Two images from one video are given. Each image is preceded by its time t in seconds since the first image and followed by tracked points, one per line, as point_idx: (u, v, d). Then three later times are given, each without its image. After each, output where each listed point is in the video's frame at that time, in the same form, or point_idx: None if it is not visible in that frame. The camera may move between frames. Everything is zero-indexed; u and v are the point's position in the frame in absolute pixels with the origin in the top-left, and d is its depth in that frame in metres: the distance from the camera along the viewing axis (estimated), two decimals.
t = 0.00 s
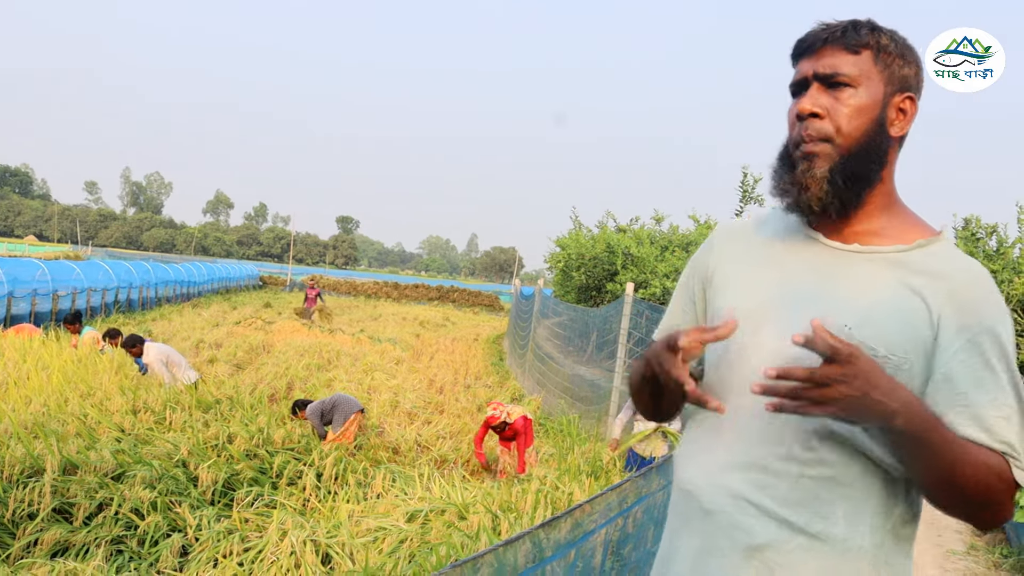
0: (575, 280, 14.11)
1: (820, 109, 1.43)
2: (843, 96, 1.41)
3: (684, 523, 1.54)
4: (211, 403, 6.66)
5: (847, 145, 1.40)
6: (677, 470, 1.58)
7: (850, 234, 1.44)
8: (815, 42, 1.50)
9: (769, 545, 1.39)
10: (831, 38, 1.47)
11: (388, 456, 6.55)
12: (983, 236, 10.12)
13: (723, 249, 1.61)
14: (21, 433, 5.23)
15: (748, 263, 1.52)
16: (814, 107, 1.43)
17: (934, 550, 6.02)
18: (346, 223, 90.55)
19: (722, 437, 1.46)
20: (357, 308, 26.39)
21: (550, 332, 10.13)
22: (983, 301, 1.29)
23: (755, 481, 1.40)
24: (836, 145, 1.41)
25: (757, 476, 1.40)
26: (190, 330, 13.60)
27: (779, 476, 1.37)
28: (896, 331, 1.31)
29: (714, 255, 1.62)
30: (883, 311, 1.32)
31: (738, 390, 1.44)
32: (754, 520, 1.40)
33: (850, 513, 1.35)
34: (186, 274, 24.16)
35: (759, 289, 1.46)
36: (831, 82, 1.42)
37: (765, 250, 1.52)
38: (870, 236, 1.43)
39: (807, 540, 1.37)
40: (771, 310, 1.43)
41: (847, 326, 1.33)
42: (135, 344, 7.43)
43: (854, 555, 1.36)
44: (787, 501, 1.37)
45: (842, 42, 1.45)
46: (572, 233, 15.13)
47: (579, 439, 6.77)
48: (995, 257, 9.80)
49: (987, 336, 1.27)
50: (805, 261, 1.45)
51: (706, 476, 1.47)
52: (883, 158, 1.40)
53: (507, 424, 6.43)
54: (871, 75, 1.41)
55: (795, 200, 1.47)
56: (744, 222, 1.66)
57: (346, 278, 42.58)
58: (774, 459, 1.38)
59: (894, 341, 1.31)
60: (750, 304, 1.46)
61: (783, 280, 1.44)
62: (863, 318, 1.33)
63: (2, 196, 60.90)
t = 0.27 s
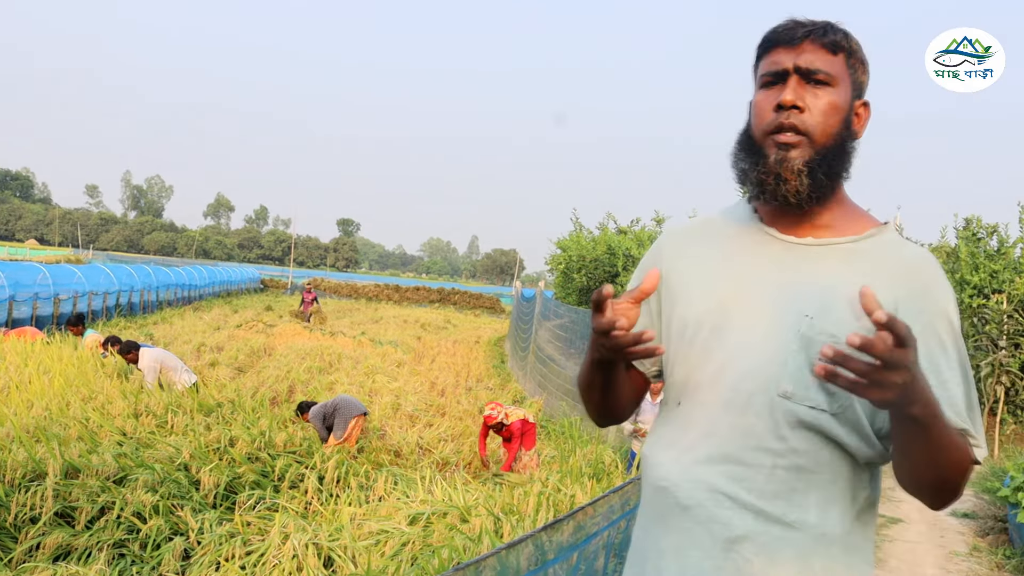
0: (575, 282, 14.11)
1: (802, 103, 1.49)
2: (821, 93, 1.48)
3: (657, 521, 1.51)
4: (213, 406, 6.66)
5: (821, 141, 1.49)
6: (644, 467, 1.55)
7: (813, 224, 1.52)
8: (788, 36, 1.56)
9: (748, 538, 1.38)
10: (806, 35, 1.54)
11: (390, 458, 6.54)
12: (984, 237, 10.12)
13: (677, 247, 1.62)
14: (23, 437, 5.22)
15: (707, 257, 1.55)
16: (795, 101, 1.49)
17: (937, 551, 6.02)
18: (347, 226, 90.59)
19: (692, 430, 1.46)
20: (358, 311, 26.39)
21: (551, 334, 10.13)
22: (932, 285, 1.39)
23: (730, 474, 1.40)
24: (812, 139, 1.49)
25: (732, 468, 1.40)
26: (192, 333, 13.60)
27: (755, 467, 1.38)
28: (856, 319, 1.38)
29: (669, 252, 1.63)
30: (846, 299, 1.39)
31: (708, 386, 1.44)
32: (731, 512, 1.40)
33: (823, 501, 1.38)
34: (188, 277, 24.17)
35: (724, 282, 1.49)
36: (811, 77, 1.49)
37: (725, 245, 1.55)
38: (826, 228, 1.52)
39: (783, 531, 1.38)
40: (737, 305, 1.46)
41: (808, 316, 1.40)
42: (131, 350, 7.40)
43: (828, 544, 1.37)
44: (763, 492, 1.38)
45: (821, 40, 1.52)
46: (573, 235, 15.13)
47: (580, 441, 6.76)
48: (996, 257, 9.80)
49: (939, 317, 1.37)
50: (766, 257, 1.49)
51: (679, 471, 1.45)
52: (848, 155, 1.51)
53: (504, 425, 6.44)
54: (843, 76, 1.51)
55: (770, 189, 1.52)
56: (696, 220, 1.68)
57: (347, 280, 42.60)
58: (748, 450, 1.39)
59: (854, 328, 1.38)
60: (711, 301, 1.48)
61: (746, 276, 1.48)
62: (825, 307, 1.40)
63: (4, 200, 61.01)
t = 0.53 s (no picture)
0: (584, 280, 14.09)
1: (773, 100, 1.48)
2: (792, 89, 1.48)
3: (641, 517, 1.51)
4: (222, 403, 6.67)
5: (795, 137, 1.48)
6: (626, 466, 1.56)
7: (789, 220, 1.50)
8: (751, 34, 1.55)
9: (729, 534, 1.38)
10: (770, 33, 1.53)
11: (399, 456, 6.54)
12: (995, 234, 10.05)
13: (648, 248, 1.60)
14: (34, 434, 5.25)
15: (677, 258, 1.53)
16: (768, 98, 1.48)
17: (947, 549, 5.97)
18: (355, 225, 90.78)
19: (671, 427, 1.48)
20: (367, 309, 26.44)
21: (559, 332, 10.11)
22: (900, 279, 1.38)
23: (710, 470, 1.41)
24: (785, 136, 1.49)
25: (713, 464, 1.41)
26: (201, 330, 13.65)
27: (735, 463, 1.39)
28: (826, 316, 1.38)
29: (640, 254, 1.61)
30: (816, 296, 1.39)
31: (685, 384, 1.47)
32: (713, 509, 1.40)
33: (800, 496, 1.39)
34: (197, 275, 24.27)
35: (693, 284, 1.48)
36: (780, 74, 1.48)
37: (695, 244, 1.53)
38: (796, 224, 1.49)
39: (763, 527, 1.38)
40: (709, 305, 1.45)
41: (781, 315, 1.40)
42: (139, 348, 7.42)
43: (807, 539, 1.38)
44: (742, 489, 1.39)
45: (785, 36, 1.51)
46: (582, 232, 15.11)
47: (588, 439, 6.74)
48: (1008, 254, 9.72)
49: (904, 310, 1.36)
50: (738, 255, 1.47)
51: (662, 469, 1.47)
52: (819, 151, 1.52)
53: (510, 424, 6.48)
54: (809, 72, 1.51)
55: (748, 188, 1.49)
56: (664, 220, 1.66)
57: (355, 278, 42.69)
58: (727, 445, 1.40)
59: (825, 325, 1.38)
60: (684, 304, 1.47)
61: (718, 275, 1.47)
62: (797, 305, 1.39)
63: (16, 199, 61.49)
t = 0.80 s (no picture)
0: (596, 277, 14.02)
1: (745, 104, 1.58)
2: (762, 92, 1.57)
3: (633, 515, 1.54)
4: (236, 401, 6.69)
5: (768, 137, 1.58)
6: (618, 463, 1.59)
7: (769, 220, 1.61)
8: (717, 42, 1.64)
9: (723, 530, 1.44)
10: (735, 38, 1.62)
11: (412, 453, 6.54)
12: (1011, 229, 9.92)
13: (634, 247, 1.67)
14: (49, 431, 5.28)
15: (668, 256, 1.60)
16: (740, 103, 1.57)
17: (962, 547, 5.89)
18: (367, 222, 91.08)
19: (668, 424, 1.52)
20: (379, 306, 26.48)
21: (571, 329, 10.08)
22: (881, 275, 1.50)
23: (705, 467, 1.47)
24: (759, 138, 1.58)
25: (708, 461, 1.47)
26: (214, 328, 13.70)
27: (729, 459, 1.46)
28: (814, 309, 1.47)
29: (630, 255, 1.66)
30: (804, 291, 1.48)
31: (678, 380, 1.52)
32: (708, 505, 1.46)
33: (789, 490, 1.48)
34: (210, 273, 24.38)
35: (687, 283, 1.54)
36: (749, 78, 1.58)
37: (686, 243, 1.60)
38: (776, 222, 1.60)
39: (756, 521, 1.45)
40: (702, 301, 1.52)
41: (771, 309, 1.48)
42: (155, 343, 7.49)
43: (795, 531, 1.47)
44: (736, 484, 1.45)
45: (750, 41, 1.61)
46: (594, 229, 15.04)
47: (600, 436, 6.71)
48: None
49: (886, 304, 1.48)
50: (727, 254, 1.55)
51: (657, 467, 1.50)
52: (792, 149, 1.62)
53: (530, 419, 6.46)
54: (775, 72, 1.61)
55: (730, 193, 1.58)
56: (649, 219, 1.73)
57: (367, 276, 42.76)
58: (724, 443, 1.47)
59: (812, 317, 1.48)
60: (678, 301, 1.54)
61: (711, 272, 1.54)
62: (786, 300, 1.48)
63: (31, 198, 62.18)
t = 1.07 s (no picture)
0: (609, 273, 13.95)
1: (739, 105, 1.55)
2: (755, 91, 1.55)
3: (644, 509, 1.52)
4: (251, 397, 6.71)
5: (763, 137, 1.56)
6: (628, 458, 1.56)
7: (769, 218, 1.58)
8: (708, 42, 1.61)
9: (734, 524, 1.42)
10: (725, 37, 1.59)
11: (426, 449, 6.53)
12: None
13: (636, 245, 1.64)
14: (66, 427, 5.32)
15: (671, 254, 1.57)
16: (734, 104, 1.55)
17: (980, 544, 5.81)
18: (379, 219, 91.32)
19: (676, 418, 1.50)
20: (392, 303, 26.53)
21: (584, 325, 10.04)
22: (883, 264, 1.46)
23: (716, 461, 1.44)
24: (754, 138, 1.56)
25: (719, 455, 1.44)
26: (228, 325, 13.77)
27: (740, 453, 1.43)
28: (818, 301, 1.44)
29: (633, 254, 1.63)
30: (808, 284, 1.45)
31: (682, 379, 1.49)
32: (719, 499, 1.43)
33: (801, 482, 1.45)
34: (224, 270, 24.53)
35: (690, 280, 1.52)
36: (742, 78, 1.55)
37: (687, 242, 1.57)
38: (778, 218, 1.57)
39: (768, 514, 1.42)
40: (705, 298, 1.49)
41: (775, 303, 1.45)
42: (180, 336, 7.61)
43: (808, 524, 1.44)
44: (748, 478, 1.43)
45: (740, 40, 1.58)
46: (607, 225, 14.97)
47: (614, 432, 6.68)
48: None
49: (888, 292, 1.45)
50: (730, 249, 1.52)
51: (667, 461, 1.48)
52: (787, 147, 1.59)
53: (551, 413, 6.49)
54: (767, 70, 1.59)
55: (728, 194, 1.55)
56: (649, 219, 1.70)
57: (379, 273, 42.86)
58: (734, 436, 1.44)
59: (817, 310, 1.45)
60: (682, 299, 1.51)
61: (714, 269, 1.51)
62: (790, 293, 1.45)
63: (48, 198, 62.83)
